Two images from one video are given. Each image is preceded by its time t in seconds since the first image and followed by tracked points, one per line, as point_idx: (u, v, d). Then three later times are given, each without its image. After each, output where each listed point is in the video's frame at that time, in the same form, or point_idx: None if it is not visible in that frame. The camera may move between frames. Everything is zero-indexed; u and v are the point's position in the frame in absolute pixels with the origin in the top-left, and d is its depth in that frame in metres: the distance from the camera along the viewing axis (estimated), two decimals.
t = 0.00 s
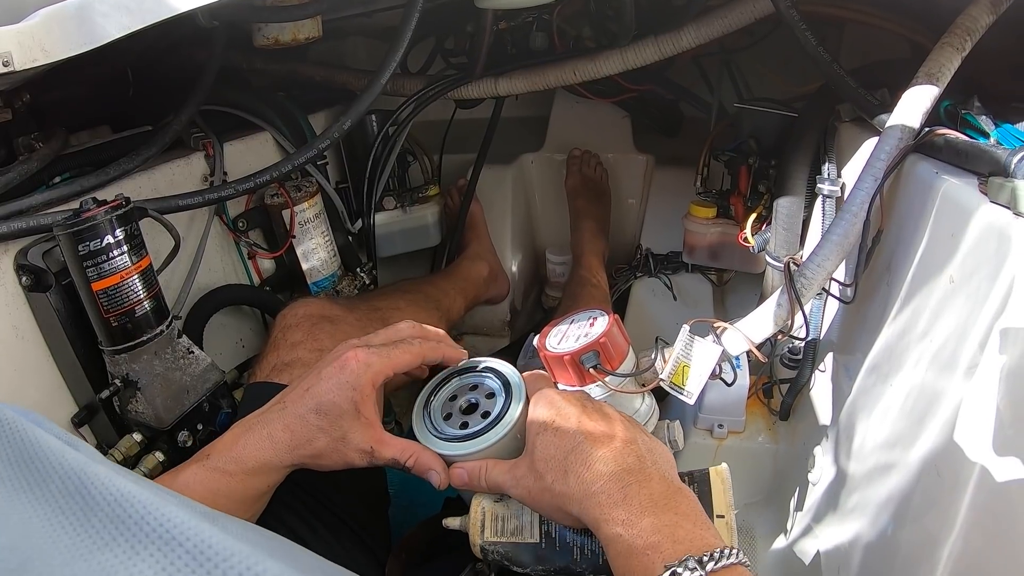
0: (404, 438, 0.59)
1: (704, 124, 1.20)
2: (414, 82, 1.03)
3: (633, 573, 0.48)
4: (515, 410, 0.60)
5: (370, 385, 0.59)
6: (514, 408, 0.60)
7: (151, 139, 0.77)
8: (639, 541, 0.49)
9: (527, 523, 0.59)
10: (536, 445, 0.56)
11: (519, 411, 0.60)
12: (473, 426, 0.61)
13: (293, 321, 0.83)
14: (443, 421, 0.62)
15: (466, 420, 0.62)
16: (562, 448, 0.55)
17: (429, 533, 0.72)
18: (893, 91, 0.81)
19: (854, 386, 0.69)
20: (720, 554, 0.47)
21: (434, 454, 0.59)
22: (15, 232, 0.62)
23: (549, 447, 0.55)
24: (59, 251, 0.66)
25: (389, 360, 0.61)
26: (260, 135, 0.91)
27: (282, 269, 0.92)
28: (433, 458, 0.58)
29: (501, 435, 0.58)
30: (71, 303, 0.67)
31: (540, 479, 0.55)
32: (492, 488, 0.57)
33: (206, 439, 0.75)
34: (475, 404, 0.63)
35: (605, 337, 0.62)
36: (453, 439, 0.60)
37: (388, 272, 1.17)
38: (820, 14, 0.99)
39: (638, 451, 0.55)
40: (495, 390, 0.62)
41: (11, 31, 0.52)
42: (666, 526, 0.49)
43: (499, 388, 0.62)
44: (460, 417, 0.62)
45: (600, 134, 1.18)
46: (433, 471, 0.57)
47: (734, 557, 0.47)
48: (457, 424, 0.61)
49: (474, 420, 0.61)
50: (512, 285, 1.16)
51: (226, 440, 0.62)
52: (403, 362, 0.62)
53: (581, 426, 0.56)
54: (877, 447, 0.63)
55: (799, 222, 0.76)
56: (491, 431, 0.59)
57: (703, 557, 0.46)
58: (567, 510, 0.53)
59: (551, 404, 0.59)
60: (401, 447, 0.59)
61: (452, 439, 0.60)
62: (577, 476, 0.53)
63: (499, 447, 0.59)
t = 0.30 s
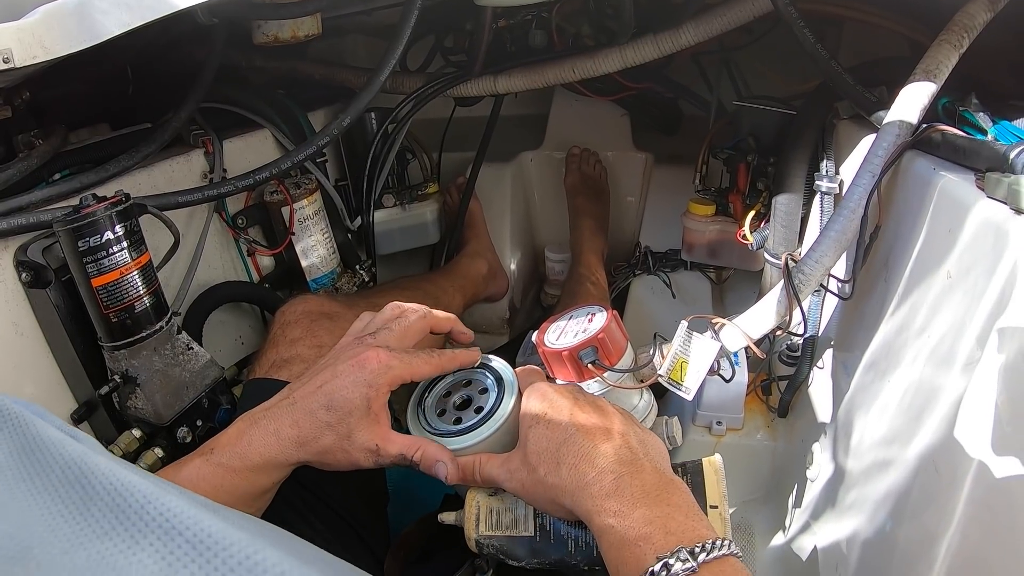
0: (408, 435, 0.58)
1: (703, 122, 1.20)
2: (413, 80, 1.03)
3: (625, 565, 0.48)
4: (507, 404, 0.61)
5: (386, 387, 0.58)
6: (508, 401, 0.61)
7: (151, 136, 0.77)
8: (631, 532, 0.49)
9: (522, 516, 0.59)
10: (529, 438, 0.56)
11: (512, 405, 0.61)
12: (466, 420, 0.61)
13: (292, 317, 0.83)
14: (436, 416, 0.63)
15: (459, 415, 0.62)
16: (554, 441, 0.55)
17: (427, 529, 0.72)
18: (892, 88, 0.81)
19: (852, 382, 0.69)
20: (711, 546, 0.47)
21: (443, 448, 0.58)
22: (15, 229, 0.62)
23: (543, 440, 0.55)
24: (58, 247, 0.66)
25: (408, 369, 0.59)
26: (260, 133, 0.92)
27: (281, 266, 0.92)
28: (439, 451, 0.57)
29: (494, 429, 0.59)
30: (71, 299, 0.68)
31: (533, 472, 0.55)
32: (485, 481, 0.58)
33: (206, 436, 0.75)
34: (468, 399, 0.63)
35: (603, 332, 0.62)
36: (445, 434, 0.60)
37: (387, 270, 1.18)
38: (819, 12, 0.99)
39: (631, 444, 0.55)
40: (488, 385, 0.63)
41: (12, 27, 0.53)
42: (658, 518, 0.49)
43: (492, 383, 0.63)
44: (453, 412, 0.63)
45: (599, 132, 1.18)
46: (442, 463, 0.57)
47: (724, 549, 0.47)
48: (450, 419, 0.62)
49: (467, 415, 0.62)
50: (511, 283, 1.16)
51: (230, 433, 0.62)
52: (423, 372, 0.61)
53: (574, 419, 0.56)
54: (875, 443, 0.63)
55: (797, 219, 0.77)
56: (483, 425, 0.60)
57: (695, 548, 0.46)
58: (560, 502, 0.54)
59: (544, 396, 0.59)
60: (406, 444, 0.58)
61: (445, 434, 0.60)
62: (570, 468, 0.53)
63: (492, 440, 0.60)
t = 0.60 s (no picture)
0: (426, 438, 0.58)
1: (705, 120, 1.19)
2: (414, 77, 1.03)
3: (630, 564, 0.48)
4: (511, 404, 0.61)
5: (408, 396, 0.58)
6: (512, 400, 0.61)
7: (152, 133, 0.77)
8: (635, 531, 0.49)
9: (526, 515, 0.59)
10: (533, 436, 0.56)
11: (515, 406, 0.61)
12: (469, 418, 0.62)
13: (293, 315, 0.83)
14: (439, 412, 0.63)
15: (462, 412, 0.62)
16: (558, 439, 0.55)
17: (429, 526, 0.72)
18: (894, 86, 0.81)
19: (855, 381, 0.69)
20: (717, 547, 0.47)
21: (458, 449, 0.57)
22: (15, 225, 0.62)
23: (546, 439, 0.55)
24: (60, 244, 0.66)
25: (433, 381, 0.58)
26: (261, 129, 0.91)
27: (282, 263, 0.92)
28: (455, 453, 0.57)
29: (496, 429, 0.60)
30: (71, 296, 0.68)
31: (537, 470, 0.55)
32: (489, 478, 0.58)
33: (207, 433, 0.75)
34: (472, 396, 0.64)
35: (608, 330, 0.62)
36: (447, 431, 0.61)
37: (388, 268, 1.17)
38: (821, 10, 0.99)
39: (636, 442, 0.55)
40: (491, 385, 0.63)
41: (12, 22, 0.52)
42: (663, 518, 0.49)
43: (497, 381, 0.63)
44: (457, 408, 0.63)
45: (601, 129, 1.18)
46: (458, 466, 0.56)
47: (730, 550, 0.47)
48: (453, 416, 0.62)
49: (470, 413, 0.62)
50: (512, 281, 1.16)
51: (246, 433, 0.62)
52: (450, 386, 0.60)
53: (577, 417, 0.56)
54: (878, 442, 0.63)
55: (800, 217, 0.76)
56: (485, 424, 0.60)
57: (700, 549, 0.46)
58: (563, 501, 0.53)
59: (547, 395, 0.59)
60: (424, 446, 0.57)
61: (447, 431, 0.61)
62: (574, 467, 0.53)
63: (494, 439, 0.60)
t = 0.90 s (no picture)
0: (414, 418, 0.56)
1: (707, 121, 1.19)
2: (416, 78, 1.03)
3: (631, 569, 0.48)
4: (510, 406, 0.60)
5: (389, 385, 0.57)
6: (511, 402, 0.60)
7: (154, 135, 0.77)
8: (636, 536, 0.49)
9: (526, 517, 0.59)
10: (534, 440, 0.56)
11: (515, 407, 0.60)
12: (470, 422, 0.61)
13: (295, 317, 0.83)
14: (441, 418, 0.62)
15: (463, 416, 0.62)
16: (559, 443, 0.54)
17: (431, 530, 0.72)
18: (897, 89, 0.81)
19: (857, 385, 0.69)
20: (717, 551, 0.46)
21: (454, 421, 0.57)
22: (16, 228, 0.62)
23: (547, 442, 0.55)
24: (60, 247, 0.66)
25: (412, 367, 0.58)
26: (263, 131, 0.91)
27: (283, 265, 0.92)
28: (446, 424, 0.56)
29: (496, 431, 0.59)
30: (72, 299, 0.68)
31: (537, 475, 0.54)
32: (491, 484, 0.57)
33: (209, 436, 0.75)
34: (472, 401, 0.63)
35: (609, 334, 0.62)
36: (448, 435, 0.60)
37: (389, 269, 1.17)
38: (824, 12, 0.99)
39: (635, 446, 0.55)
40: (492, 388, 0.63)
41: (14, 25, 0.52)
42: (664, 522, 0.49)
43: (496, 384, 0.63)
44: (458, 413, 0.62)
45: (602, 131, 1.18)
46: (451, 436, 0.55)
47: (729, 555, 0.47)
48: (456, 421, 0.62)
49: (470, 417, 0.61)
50: (514, 282, 1.16)
51: (241, 439, 0.62)
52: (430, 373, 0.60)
53: (578, 421, 0.56)
54: (881, 446, 0.63)
55: (802, 219, 0.76)
56: (486, 427, 0.59)
57: (700, 553, 0.46)
58: (565, 505, 0.53)
59: (547, 399, 0.59)
60: (411, 425, 0.56)
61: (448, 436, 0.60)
62: (574, 471, 0.53)
63: (495, 442, 0.59)
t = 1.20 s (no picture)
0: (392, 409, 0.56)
1: (705, 119, 1.20)
2: (414, 75, 1.03)
3: (628, 559, 0.48)
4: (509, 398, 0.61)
5: (364, 378, 0.56)
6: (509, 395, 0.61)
7: (153, 130, 0.77)
8: (633, 526, 0.49)
9: (524, 510, 0.59)
10: (531, 431, 0.56)
11: (514, 399, 0.61)
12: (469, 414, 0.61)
13: (293, 312, 0.83)
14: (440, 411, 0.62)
15: (461, 409, 0.62)
16: (556, 434, 0.55)
17: (428, 524, 0.72)
18: (894, 85, 0.81)
19: (854, 379, 0.69)
20: (713, 540, 0.47)
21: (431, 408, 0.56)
22: (15, 223, 0.62)
23: (544, 433, 0.55)
24: (59, 241, 0.67)
25: (389, 362, 0.56)
26: (262, 127, 0.92)
27: (282, 261, 0.92)
28: (421, 411, 0.55)
29: (495, 423, 0.59)
30: (71, 293, 0.68)
31: (534, 465, 0.55)
32: (487, 476, 0.58)
33: (206, 430, 0.75)
34: (471, 393, 0.63)
35: (605, 327, 0.62)
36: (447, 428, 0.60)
37: (388, 266, 1.18)
38: (822, 9, 0.99)
39: (632, 436, 0.55)
40: (490, 380, 0.63)
41: (13, 21, 0.53)
42: (660, 512, 0.49)
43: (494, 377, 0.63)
44: (456, 406, 0.62)
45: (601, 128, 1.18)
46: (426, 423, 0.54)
47: (727, 543, 0.47)
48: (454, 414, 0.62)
49: (469, 409, 0.61)
50: (512, 279, 1.16)
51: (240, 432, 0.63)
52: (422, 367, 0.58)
53: (575, 411, 0.56)
54: (877, 440, 0.62)
55: (799, 215, 0.77)
56: (486, 419, 0.59)
57: (697, 542, 0.46)
58: (561, 494, 0.54)
59: (545, 390, 0.59)
60: (390, 416, 0.56)
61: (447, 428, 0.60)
62: (572, 461, 0.53)
63: (494, 434, 0.59)
